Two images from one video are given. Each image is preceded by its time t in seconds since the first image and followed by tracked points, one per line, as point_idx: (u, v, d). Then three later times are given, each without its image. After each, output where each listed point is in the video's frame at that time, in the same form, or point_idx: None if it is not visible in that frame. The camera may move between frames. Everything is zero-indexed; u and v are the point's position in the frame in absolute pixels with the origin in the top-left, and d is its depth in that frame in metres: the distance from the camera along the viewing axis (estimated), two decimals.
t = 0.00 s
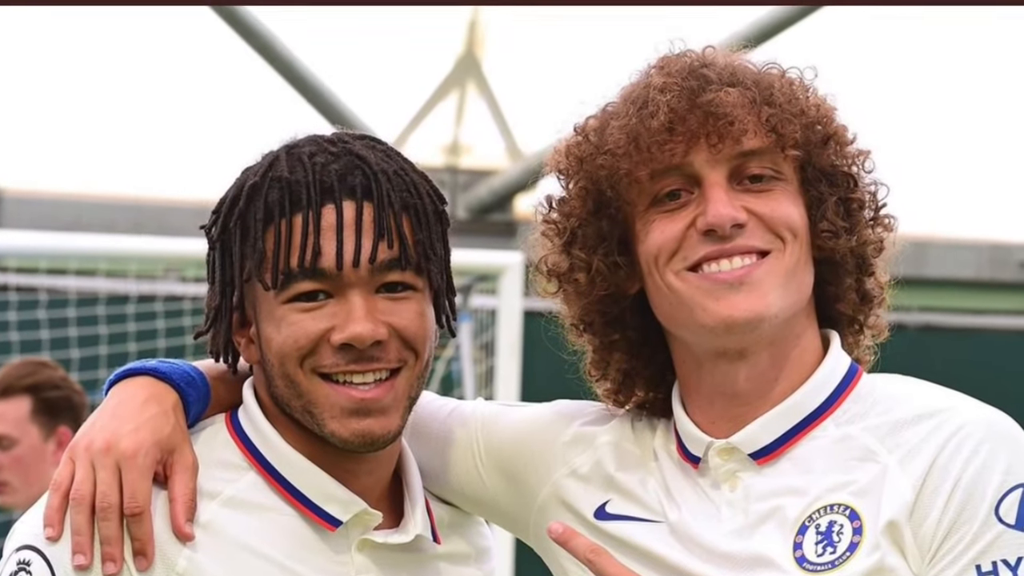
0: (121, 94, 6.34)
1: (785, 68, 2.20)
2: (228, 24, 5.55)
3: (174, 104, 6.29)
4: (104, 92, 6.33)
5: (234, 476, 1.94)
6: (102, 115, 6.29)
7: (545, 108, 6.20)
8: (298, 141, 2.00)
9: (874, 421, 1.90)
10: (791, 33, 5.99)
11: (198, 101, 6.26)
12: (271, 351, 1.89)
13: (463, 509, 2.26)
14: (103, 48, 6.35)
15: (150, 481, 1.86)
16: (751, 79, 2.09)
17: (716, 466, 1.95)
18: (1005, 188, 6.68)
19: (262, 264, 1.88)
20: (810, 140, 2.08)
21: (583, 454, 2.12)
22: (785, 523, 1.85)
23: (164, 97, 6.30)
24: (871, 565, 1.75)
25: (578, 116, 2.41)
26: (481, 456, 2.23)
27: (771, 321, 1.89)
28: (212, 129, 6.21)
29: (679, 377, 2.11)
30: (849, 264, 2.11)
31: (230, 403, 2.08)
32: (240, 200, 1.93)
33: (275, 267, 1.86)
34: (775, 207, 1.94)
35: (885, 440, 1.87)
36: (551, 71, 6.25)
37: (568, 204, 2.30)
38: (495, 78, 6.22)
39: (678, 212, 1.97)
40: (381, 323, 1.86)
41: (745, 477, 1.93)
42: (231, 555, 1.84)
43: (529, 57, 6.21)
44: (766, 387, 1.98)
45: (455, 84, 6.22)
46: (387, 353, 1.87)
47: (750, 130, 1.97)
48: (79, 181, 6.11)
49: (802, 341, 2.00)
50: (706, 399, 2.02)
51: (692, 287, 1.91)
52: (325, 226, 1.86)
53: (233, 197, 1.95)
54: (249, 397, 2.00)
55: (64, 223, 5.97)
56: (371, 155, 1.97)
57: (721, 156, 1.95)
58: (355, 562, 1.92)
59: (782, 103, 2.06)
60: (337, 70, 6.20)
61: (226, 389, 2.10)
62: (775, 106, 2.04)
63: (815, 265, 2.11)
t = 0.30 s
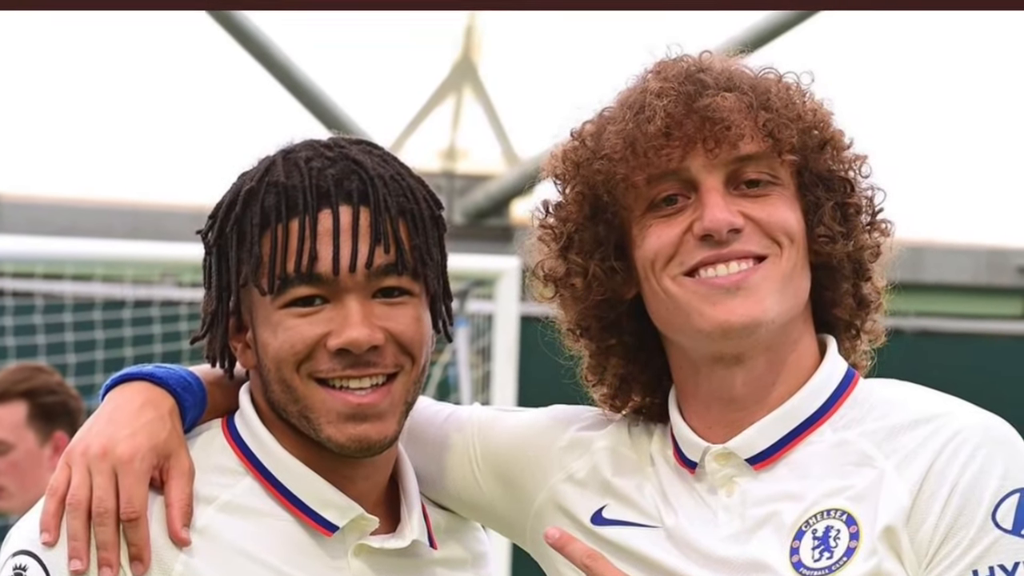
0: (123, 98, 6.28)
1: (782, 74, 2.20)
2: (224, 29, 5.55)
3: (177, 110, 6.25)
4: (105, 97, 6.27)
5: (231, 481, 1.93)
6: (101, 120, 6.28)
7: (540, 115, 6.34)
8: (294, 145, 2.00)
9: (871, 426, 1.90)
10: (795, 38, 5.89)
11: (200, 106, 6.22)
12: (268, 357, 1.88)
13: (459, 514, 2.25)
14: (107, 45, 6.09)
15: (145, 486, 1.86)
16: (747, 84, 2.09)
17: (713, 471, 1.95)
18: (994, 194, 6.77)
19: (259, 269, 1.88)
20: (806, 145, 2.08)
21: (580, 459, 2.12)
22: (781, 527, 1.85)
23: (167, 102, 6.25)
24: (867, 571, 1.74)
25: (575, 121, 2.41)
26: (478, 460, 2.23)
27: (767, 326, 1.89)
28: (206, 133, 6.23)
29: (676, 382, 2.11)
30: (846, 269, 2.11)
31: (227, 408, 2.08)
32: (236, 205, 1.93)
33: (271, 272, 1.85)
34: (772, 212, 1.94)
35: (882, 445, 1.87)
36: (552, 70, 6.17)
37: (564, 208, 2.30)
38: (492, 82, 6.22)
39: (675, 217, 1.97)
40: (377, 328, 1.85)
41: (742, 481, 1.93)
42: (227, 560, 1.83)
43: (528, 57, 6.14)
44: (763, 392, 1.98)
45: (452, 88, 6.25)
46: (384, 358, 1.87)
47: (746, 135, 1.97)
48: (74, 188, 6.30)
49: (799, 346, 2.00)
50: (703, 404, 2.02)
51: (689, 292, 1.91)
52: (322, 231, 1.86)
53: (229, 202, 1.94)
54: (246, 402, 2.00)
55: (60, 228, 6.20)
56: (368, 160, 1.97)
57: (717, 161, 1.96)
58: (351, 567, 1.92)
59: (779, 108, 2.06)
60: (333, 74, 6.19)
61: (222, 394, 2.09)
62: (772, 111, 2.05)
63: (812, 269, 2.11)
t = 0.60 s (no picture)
0: (109, 101, 6.28)
1: (778, 79, 2.20)
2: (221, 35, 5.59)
3: (162, 113, 6.28)
4: (93, 100, 6.27)
5: (227, 486, 1.93)
6: (90, 124, 6.27)
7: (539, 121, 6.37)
8: (291, 150, 2.00)
9: (867, 431, 1.90)
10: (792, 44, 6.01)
11: (187, 108, 6.24)
12: (264, 362, 1.88)
13: (456, 519, 2.25)
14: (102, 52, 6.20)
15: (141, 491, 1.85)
16: (744, 89, 2.09)
17: (710, 476, 1.95)
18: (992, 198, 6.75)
19: (255, 274, 1.87)
20: (803, 150, 2.08)
21: (576, 464, 2.12)
22: (778, 533, 1.85)
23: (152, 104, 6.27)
24: None
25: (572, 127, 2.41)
26: (474, 465, 2.22)
27: (765, 331, 1.89)
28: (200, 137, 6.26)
29: (673, 387, 2.11)
30: (843, 274, 2.11)
31: (224, 413, 2.07)
32: (233, 210, 1.92)
33: (268, 277, 1.85)
34: (769, 217, 1.94)
35: (878, 450, 1.86)
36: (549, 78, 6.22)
37: (561, 213, 2.30)
38: (489, 88, 6.21)
39: (672, 222, 1.97)
40: (374, 333, 1.85)
41: (739, 487, 1.93)
42: (223, 565, 1.83)
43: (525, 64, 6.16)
44: (760, 397, 1.98)
45: (448, 92, 6.18)
46: (380, 363, 1.86)
47: (743, 140, 1.98)
48: (70, 193, 6.23)
49: (795, 351, 2.00)
50: (700, 409, 2.02)
51: (685, 297, 1.91)
52: (319, 236, 1.86)
53: (226, 207, 1.94)
54: (242, 407, 1.99)
55: (55, 233, 6.08)
56: (365, 165, 1.97)
57: (714, 166, 1.96)
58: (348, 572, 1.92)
59: (776, 113, 2.06)
60: (330, 79, 6.21)
61: (218, 399, 2.09)
62: (769, 116, 2.05)
63: (808, 274, 2.11)
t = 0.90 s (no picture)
0: (110, 107, 6.30)
1: (775, 84, 2.20)
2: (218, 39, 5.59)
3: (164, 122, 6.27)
4: (94, 105, 6.29)
5: (224, 491, 1.92)
6: (89, 129, 6.31)
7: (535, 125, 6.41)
8: (287, 155, 1.99)
9: (864, 436, 1.90)
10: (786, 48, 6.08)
11: (190, 115, 6.25)
12: (261, 367, 1.88)
13: (453, 524, 2.25)
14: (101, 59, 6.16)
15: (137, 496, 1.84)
16: (741, 93, 2.10)
17: (706, 481, 1.95)
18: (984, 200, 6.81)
19: (252, 278, 1.87)
20: (800, 155, 2.08)
21: (573, 469, 2.11)
22: (774, 538, 1.85)
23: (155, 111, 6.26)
24: None
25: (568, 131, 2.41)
26: (471, 469, 2.22)
27: (761, 336, 1.89)
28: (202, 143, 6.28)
29: (670, 393, 2.11)
30: (839, 279, 2.11)
31: (220, 419, 2.07)
32: (230, 214, 1.92)
33: (264, 282, 1.85)
34: (766, 221, 1.94)
35: (876, 455, 1.86)
36: (544, 82, 6.25)
37: (558, 217, 2.30)
38: (485, 93, 6.24)
39: (669, 227, 1.97)
40: (370, 338, 1.85)
41: (735, 492, 1.93)
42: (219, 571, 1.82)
43: (520, 68, 6.18)
44: (757, 402, 1.98)
45: (445, 98, 6.23)
46: (377, 368, 1.86)
47: (739, 145, 1.98)
48: (63, 202, 6.23)
49: (792, 356, 2.00)
50: (697, 414, 2.02)
51: (681, 302, 1.91)
52: (315, 241, 1.85)
53: (222, 212, 1.94)
54: (239, 412, 1.99)
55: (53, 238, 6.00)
56: (362, 169, 1.97)
57: (711, 171, 1.95)
58: None
59: (772, 117, 2.07)
60: (327, 84, 6.22)
61: (215, 404, 2.08)
62: (765, 121, 2.05)
63: (805, 279, 2.11)
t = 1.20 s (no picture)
0: (106, 111, 6.39)
1: (772, 88, 2.21)
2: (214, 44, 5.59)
3: (158, 127, 6.33)
4: (91, 108, 6.38)
5: (220, 496, 1.92)
6: (86, 134, 6.39)
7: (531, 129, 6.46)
8: (284, 160, 1.99)
9: (861, 441, 1.90)
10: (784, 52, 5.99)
11: (186, 120, 6.30)
12: (258, 372, 1.87)
13: (449, 529, 2.25)
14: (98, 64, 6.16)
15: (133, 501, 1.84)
16: (738, 98, 2.10)
17: (703, 486, 1.95)
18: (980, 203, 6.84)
19: (248, 283, 1.87)
20: (797, 159, 2.08)
21: (569, 474, 2.11)
22: (771, 543, 1.84)
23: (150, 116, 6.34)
24: None
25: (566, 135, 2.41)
26: (467, 474, 2.22)
27: (758, 341, 1.89)
28: (199, 149, 6.31)
29: (666, 398, 2.10)
30: (836, 284, 2.12)
31: (217, 423, 2.06)
32: (226, 219, 1.92)
33: (261, 287, 1.85)
34: (763, 226, 1.94)
35: (872, 461, 1.86)
36: (542, 87, 6.27)
37: (554, 221, 2.30)
38: (482, 100, 6.29)
39: (666, 232, 1.97)
40: (367, 343, 1.84)
41: (732, 497, 1.93)
42: None
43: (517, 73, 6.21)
44: (754, 407, 1.98)
45: (442, 103, 6.27)
46: (373, 373, 1.86)
47: (736, 150, 1.98)
48: (58, 207, 6.16)
49: (789, 362, 2.00)
50: (694, 418, 2.02)
51: (678, 307, 1.91)
52: (311, 246, 1.85)
53: (219, 217, 1.94)
54: (235, 417, 1.98)
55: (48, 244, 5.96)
56: (358, 174, 1.97)
57: (707, 176, 1.96)
58: None
59: (769, 122, 2.07)
60: (323, 88, 6.22)
61: (211, 409, 2.08)
62: (762, 125, 2.05)
63: (802, 285, 2.11)
